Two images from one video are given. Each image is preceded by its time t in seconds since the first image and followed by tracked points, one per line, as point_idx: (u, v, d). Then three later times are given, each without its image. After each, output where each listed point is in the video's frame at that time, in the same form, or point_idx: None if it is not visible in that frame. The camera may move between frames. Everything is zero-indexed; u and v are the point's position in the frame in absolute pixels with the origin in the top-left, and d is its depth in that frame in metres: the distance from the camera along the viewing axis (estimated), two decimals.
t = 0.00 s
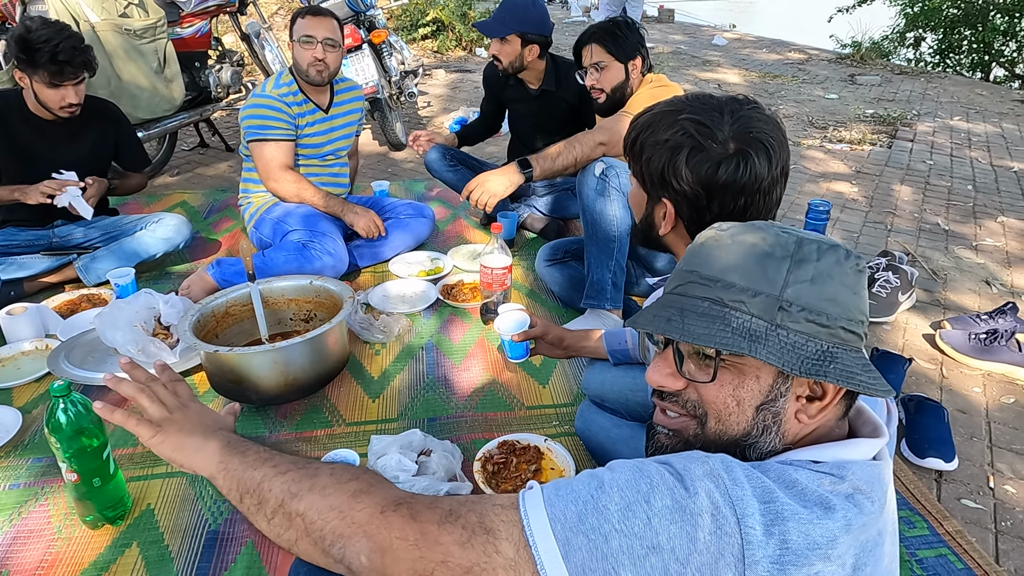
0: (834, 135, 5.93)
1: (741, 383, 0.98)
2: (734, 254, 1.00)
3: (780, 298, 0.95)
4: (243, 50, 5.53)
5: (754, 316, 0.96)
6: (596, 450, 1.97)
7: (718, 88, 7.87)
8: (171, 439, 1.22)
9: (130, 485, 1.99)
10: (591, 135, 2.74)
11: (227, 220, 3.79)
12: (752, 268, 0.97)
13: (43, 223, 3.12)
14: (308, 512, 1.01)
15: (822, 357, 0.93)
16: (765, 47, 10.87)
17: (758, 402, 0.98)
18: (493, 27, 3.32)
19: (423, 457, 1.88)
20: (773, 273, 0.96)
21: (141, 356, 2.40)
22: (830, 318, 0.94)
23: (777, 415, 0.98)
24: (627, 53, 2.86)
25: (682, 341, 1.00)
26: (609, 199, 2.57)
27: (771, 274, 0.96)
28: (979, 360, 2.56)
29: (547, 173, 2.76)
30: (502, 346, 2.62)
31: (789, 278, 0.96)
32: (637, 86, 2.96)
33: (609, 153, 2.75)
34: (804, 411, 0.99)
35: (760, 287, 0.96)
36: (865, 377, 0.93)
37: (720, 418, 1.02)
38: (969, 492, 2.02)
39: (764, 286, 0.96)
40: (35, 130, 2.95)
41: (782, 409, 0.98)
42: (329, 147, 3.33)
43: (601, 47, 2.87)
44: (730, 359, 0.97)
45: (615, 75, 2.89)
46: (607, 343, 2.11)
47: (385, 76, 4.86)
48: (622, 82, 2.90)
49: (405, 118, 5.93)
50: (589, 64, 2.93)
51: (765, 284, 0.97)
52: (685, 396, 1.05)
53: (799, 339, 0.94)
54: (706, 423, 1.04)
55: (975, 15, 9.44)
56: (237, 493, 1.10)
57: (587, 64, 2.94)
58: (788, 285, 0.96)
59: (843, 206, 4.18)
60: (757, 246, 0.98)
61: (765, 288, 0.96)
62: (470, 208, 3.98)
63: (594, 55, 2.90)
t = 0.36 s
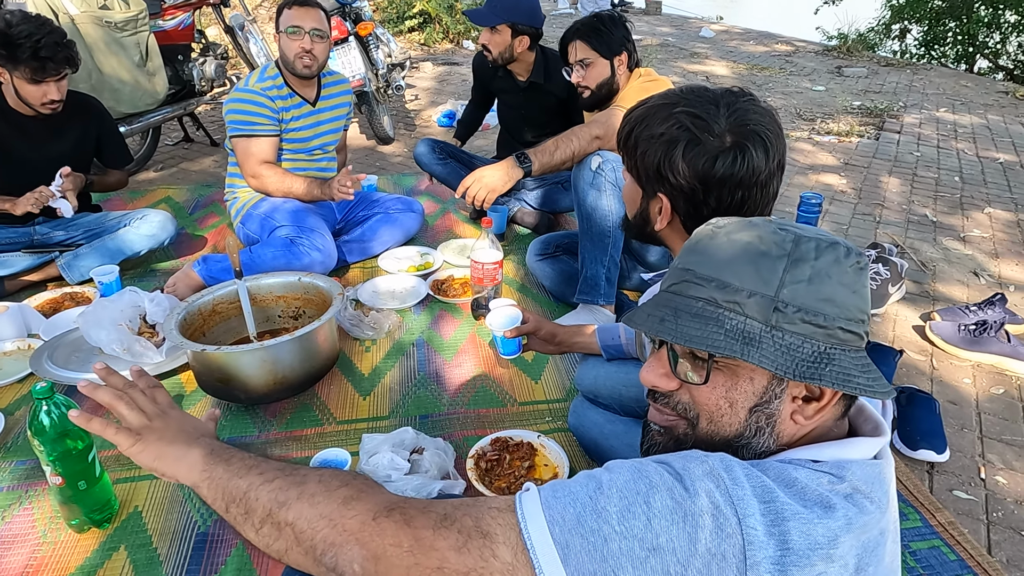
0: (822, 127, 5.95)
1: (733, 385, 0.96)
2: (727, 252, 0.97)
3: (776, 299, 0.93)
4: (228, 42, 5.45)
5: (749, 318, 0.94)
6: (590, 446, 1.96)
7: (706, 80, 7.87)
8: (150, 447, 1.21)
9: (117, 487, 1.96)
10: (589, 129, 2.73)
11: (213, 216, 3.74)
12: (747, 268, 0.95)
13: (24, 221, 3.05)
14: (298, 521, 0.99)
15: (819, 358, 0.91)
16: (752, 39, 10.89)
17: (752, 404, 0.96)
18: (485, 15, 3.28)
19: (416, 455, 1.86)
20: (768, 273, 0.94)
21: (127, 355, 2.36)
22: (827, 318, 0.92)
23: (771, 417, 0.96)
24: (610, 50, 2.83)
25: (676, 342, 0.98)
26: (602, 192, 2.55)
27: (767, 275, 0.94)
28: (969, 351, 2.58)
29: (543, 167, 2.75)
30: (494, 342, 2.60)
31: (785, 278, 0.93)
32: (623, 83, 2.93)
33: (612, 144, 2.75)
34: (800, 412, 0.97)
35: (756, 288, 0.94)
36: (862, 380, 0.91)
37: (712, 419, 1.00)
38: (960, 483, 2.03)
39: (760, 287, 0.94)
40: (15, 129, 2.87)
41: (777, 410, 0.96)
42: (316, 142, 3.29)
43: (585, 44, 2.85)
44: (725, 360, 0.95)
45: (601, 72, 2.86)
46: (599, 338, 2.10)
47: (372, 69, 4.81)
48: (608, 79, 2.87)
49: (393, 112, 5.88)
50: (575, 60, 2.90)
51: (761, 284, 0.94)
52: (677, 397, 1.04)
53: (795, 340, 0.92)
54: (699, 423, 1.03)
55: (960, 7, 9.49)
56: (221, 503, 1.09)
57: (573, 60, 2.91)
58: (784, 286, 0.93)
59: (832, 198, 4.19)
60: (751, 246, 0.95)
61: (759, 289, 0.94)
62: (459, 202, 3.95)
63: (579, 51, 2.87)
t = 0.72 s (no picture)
0: (813, 119, 5.95)
1: (731, 384, 0.95)
2: (729, 248, 0.95)
3: (778, 298, 0.92)
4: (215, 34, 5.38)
5: (750, 317, 0.93)
6: (586, 439, 1.95)
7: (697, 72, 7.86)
8: (205, 393, 1.18)
9: (108, 484, 1.93)
10: (579, 119, 2.70)
11: (202, 210, 3.69)
12: (749, 266, 0.93)
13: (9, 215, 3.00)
14: (306, 503, 0.97)
15: (820, 359, 0.90)
16: (742, 31, 10.88)
17: (750, 403, 0.95)
18: (475, 7, 3.25)
19: (411, 450, 1.84)
20: (770, 272, 0.92)
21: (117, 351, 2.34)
22: (830, 319, 0.91)
23: (770, 415, 0.95)
24: (592, 43, 2.80)
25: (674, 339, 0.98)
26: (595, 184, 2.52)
27: (770, 272, 0.92)
28: (961, 342, 2.59)
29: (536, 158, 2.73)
30: (489, 336, 2.59)
31: (788, 277, 0.92)
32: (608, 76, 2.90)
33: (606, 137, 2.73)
34: (800, 409, 0.95)
35: (758, 286, 0.93)
36: (864, 381, 0.90)
37: (709, 416, 1.00)
38: (954, 473, 2.04)
39: (761, 285, 0.92)
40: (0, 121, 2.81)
41: (776, 409, 0.95)
42: (306, 135, 3.25)
43: (566, 39, 2.84)
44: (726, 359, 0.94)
45: (585, 65, 2.84)
46: (595, 331, 2.09)
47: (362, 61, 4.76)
48: (592, 71, 2.85)
49: (383, 105, 5.83)
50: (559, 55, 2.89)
51: (763, 282, 0.93)
52: (673, 394, 1.03)
53: (796, 341, 0.91)
54: (695, 420, 1.02)
55: None
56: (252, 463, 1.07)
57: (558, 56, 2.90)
58: (787, 285, 0.92)
59: (824, 190, 4.20)
60: (754, 242, 0.94)
61: (761, 288, 0.92)
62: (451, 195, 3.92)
63: (562, 46, 2.85)
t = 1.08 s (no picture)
0: (805, 114, 5.97)
1: (726, 373, 0.95)
2: (722, 239, 0.95)
3: (771, 288, 0.91)
4: (204, 29, 5.33)
5: (743, 307, 0.92)
6: (580, 434, 1.95)
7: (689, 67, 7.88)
8: (185, 399, 1.17)
9: (98, 483, 1.91)
10: (568, 113, 2.69)
11: (192, 206, 3.67)
12: (742, 256, 0.93)
13: None
14: (297, 496, 0.96)
15: (813, 349, 0.90)
16: (734, 26, 10.89)
17: (743, 393, 0.95)
18: None
19: (403, 447, 1.84)
20: (763, 262, 0.92)
21: (106, 347, 2.31)
22: (823, 308, 0.90)
23: (764, 405, 0.95)
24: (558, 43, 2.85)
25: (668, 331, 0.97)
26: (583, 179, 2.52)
27: (762, 262, 0.92)
28: (952, 335, 2.60)
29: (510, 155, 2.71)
30: (481, 331, 2.58)
31: (781, 267, 0.91)
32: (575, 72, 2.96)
33: (573, 132, 2.69)
34: (793, 400, 0.95)
35: (750, 276, 0.92)
36: (858, 369, 0.90)
37: (704, 407, 1.00)
38: (945, 465, 2.05)
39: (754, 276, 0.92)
40: None
41: (770, 399, 0.94)
42: (295, 130, 3.23)
43: (533, 40, 2.86)
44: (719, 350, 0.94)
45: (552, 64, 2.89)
46: (588, 325, 2.09)
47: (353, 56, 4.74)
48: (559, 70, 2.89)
49: (374, 100, 5.81)
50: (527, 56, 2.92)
51: (756, 272, 0.92)
52: (670, 383, 1.03)
53: (789, 331, 0.90)
54: (692, 411, 1.02)
55: None
56: (236, 463, 1.06)
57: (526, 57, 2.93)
58: (780, 274, 0.91)
59: (815, 185, 4.21)
60: (746, 233, 0.93)
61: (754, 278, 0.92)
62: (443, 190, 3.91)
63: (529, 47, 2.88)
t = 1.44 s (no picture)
0: (800, 113, 6.00)
1: (720, 370, 0.95)
2: (723, 236, 0.93)
3: (769, 288, 0.90)
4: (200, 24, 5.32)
5: (741, 306, 0.91)
6: (574, 429, 1.97)
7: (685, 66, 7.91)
8: (152, 429, 1.13)
9: (93, 478, 1.92)
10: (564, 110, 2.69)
11: (187, 202, 3.66)
12: (743, 255, 0.91)
13: None
14: (289, 487, 0.96)
15: (808, 351, 0.89)
16: (730, 25, 10.91)
17: (736, 389, 0.95)
18: None
19: (398, 442, 1.84)
20: (764, 262, 0.90)
21: (101, 343, 2.31)
22: (821, 311, 0.89)
23: (756, 403, 0.95)
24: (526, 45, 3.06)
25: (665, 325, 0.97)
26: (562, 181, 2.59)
27: (763, 262, 0.90)
28: (944, 333, 2.62)
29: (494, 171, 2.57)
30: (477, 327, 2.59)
31: (781, 268, 0.89)
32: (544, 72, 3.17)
33: (547, 135, 2.64)
34: (785, 399, 0.95)
35: (751, 275, 0.91)
36: (851, 373, 0.89)
37: (697, 401, 1.00)
38: (935, 461, 2.06)
39: (753, 275, 0.90)
40: None
41: (762, 397, 0.95)
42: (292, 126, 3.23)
43: (501, 42, 3.07)
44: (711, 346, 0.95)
45: (518, 65, 3.11)
46: (582, 322, 2.10)
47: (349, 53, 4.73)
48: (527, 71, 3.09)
49: (370, 96, 5.80)
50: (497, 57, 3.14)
51: (756, 272, 0.91)
52: (664, 376, 1.03)
53: (785, 332, 0.89)
54: (684, 404, 1.03)
55: None
56: (218, 476, 1.02)
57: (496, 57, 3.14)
58: (779, 276, 0.89)
59: (809, 183, 4.23)
60: (748, 232, 0.92)
61: (753, 277, 0.90)
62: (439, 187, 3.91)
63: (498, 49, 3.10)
